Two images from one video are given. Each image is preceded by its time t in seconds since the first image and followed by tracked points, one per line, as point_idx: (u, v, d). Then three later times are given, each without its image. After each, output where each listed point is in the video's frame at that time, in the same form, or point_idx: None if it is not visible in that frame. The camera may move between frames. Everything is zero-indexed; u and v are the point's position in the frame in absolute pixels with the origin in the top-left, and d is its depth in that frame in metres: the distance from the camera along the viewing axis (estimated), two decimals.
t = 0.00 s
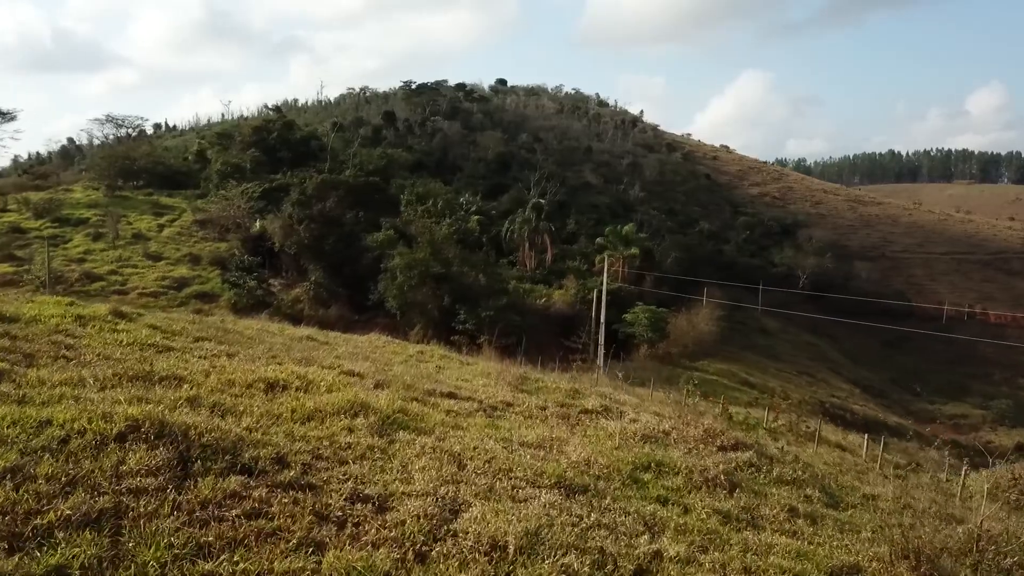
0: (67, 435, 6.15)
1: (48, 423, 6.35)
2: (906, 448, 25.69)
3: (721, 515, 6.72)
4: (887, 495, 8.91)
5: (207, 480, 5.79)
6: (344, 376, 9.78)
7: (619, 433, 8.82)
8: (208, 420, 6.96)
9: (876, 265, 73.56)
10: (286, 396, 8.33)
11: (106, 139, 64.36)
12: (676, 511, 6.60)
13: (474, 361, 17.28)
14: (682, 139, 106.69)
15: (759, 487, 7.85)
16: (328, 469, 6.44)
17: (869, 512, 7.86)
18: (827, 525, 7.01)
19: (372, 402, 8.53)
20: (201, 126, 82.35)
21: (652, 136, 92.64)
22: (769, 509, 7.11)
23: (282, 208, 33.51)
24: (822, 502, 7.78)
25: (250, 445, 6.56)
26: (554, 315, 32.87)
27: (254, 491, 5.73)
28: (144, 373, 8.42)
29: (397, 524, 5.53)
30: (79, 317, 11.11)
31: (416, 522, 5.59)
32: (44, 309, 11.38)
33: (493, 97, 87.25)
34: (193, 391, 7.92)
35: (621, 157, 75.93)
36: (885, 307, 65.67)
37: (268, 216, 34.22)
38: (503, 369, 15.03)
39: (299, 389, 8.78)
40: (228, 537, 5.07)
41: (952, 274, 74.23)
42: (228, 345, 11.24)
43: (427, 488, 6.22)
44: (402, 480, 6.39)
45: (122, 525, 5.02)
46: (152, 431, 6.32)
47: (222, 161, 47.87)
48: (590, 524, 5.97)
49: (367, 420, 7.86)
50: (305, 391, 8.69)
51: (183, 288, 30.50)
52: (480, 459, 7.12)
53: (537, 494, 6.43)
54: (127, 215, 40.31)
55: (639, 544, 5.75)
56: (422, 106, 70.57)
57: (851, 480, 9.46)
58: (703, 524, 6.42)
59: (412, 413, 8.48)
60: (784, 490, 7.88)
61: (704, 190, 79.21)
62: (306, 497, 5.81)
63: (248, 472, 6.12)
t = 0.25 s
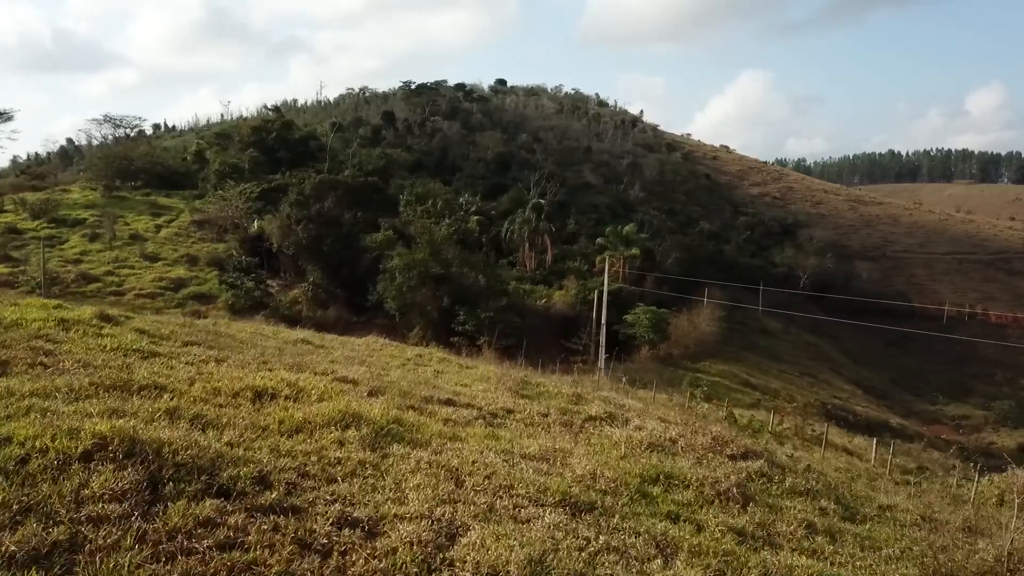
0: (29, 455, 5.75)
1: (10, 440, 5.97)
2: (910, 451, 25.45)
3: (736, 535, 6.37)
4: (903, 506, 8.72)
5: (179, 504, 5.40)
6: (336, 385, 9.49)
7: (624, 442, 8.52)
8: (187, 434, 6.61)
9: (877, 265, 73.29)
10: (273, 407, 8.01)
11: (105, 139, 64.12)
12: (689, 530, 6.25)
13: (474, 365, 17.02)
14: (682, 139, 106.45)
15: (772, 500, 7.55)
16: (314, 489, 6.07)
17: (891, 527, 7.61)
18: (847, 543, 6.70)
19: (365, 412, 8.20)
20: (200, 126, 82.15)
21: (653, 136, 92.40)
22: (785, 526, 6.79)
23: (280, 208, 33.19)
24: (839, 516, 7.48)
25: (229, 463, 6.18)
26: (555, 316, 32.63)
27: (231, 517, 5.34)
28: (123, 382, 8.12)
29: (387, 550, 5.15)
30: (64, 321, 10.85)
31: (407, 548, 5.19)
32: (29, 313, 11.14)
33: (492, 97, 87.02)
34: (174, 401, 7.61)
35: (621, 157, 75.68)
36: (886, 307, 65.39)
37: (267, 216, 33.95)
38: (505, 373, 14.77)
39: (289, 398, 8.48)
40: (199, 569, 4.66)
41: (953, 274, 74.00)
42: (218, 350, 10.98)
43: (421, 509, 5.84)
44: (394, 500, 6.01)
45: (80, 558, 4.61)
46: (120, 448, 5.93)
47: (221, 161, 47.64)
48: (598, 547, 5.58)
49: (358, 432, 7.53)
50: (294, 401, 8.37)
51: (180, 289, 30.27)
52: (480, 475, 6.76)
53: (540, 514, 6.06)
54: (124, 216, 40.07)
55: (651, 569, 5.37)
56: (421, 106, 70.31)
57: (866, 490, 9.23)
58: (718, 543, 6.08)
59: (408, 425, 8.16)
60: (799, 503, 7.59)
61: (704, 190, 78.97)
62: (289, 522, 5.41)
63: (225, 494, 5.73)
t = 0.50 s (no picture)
0: None
1: None
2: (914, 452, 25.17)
3: (754, 552, 6.02)
4: (922, 514, 8.54)
5: (143, 525, 4.99)
6: (329, 387, 9.18)
7: (630, 447, 8.22)
8: (160, 444, 6.24)
9: (878, 265, 72.98)
10: (257, 413, 7.66)
11: (103, 138, 63.84)
12: (704, 546, 5.91)
13: (476, 366, 16.78)
14: (682, 139, 106.22)
15: (789, 510, 7.24)
16: (296, 506, 5.68)
17: (916, 539, 7.38)
18: (871, 557, 6.39)
19: (356, 418, 7.86)
20: (199, 126, 81.88)
21: (653, 136, 92.16)
22: (805, 539, 6.47)
23: (278, 207, 32.87)
24: (859, 528, 7.19)
25: (204, 477, 5.80)
26: (555, 315, 32.37)
27: (200, 540, 4.92)
28: (99, 385, 7.78)
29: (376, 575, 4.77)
30: (43, 321, 10.54)
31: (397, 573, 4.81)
32: (11, 313, 10.87)
33: (492, 97, 86.78)
34: (151, 408, 7.27)
35: (621, 156, 75.42)
36: (888, 307, 65.04)
37: (264, 215, 33.66)
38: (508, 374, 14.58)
39: (275, 404, 8.16)
40: None
41: (953, 274, 73.78)
42: (206, 352, 10.71)
43: (414, 528, 5.46)
44: (385, 517, 5.63)
45: None
46: (80, 461, 5.55)
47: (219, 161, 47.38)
48: (607, 568, 5.22)
49: (348, 440, 7.18)
50: (281, 406, 8.04)
51: (177, 289, 29.99)
52: (480, 487, 6.40)
53: (545, 530, 5.69)
54: (122, 215, 39.79)
55: None
56: (421, 106, 70.05)
57: (883, 499, 9.05)
58: (736, 560, 5.75)
59: (402, 431, 7.83)
60: (816, 513, 7.31)
61: (705, 189, 78.73)
62: (265, 544, 5.01)
63: (196, 512, 5.32)
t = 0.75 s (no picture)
0: None
1: None
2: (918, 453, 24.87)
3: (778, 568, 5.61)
4: (943, 524, 8.25)
5: (94, 551, 4.50)
6: (318, 390, 8.84)
7: (639, 452, 7.86)
8: (126, 456, 5.80)
9: (879, 264, 72.69)
10: (237, 420, 7.26)
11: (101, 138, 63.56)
12: (725, 563, 5.51)
13: (476, 367, 16.49)
14: (682, 138, 105.94)
15: (810, 520, 6.89)
16: (274, 525, 5.23)
17: (945, 552, 7.09)
18: (900, 571, 6.05)
19: (347, 424, 7.48)
20: (198, 125, 81.57)
21: (653, 135, 91.88)
22: (831, 554, 6.08)
23: (276, 205, 32.53)
24: (883, 539, 6.85)
25: (172, 493, 5.35)
26: (556, 315, 32.10)
27: (158, 569, 4.42)
28: (70, 389, 7.43)
29: None
30: (20, 321, 10.23)
31: None
32: None
33: (492, 96, 86.51)
34: (123, 414, 6.88)
35: (621, 155, 75.12)
36: (889, 306, 64.71)
37: (262, 214, 33.34)
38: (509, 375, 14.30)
39: (260, 409, 7.78)
40: None
41: (954, 273, 73.53)
42: (193, 353, 10.38)
43: (406, 549, 5.00)
44: (374, 536, 5.19)
45: None
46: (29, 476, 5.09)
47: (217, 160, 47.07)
48: None
49: (336, 448, 6.78)
50: (265, 412, 7.67)
51: (174, 288, 29.70)
52: (480, 501, 5.97)
53: (553, 549, 5.26)
54: (119, 214, 39.48)
55: None
56: (420, 105, 69.74)
57: (901, 507, 8.74)
58: None
59: (396, 437, 7.45)
60: (836, 523, 6.99)
61: (705, 188, 78.46)
62: (237, 570, 4.56)
63: (159, 534, 4.85)
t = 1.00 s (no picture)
0: None
1: None
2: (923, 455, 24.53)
3: None
4: (961, 539, 8.06)
5: None
6: (306, 398, 8.41)
7: (649, 462, 7.48)
8: (83, 478, 5.26)
9: (880, 263, 72.39)
10: (215, 432, 6.77)
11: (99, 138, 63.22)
12: None
13: (477, 369, 16.17)
14: (682, 138, 105.66)
15: (835, 538, 6.52)
16: (246, 559, 4.66)
17: (973, 570, 6.81)
18: None
19: (335, 434, 7.01)
20: (197, 125, 81.24)
21: (653, 134, 91.59)
22: None
23: (274, 204, 32.21)
24: (910, 557, 6.53)
25: (129, 523, 4.77)
26: (556, 315, 31.82)
27: None
28: (37, 401, 7.01)
29: None
30: None
31: None
32: None
33: (491, 95, 86.21)
34: (87, 428, 6.40)
35: (621, 155, 74.80)
36: (890, 306, 64.36)
37: (260, 213, 33.02)
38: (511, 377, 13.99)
39: (241, 420, 7.32)
40: None
41: (955, 272, 73.24)
42: (177, 358, 9.99)
43: None
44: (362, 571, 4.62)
45: None
46: None
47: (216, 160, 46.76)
48: None
49: (322, 462, 6.29)
50: (246, 423, 7.20)
51: (171, 288, 29.38)
52: (482, 525, 5.45)
53: None
54: (116, 214, 39.14)
55: None
56: (420, 104, 69.42)
57: (920, 520, 8.42)
58: None
59: (389, 448, 6.98)
60: (861, 538, 6.65)
61: (706, 188, 78.18)
62: None
63: None
